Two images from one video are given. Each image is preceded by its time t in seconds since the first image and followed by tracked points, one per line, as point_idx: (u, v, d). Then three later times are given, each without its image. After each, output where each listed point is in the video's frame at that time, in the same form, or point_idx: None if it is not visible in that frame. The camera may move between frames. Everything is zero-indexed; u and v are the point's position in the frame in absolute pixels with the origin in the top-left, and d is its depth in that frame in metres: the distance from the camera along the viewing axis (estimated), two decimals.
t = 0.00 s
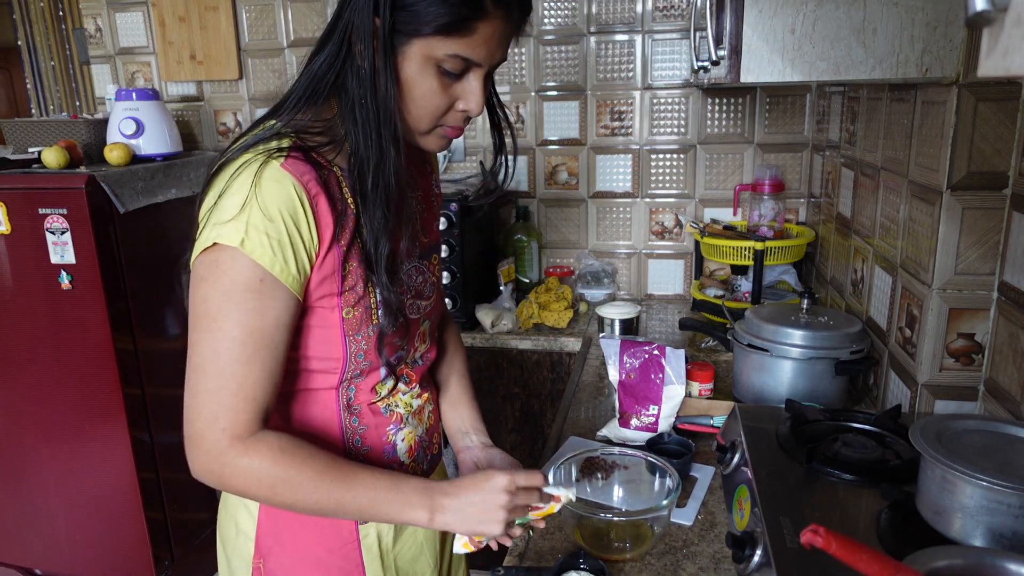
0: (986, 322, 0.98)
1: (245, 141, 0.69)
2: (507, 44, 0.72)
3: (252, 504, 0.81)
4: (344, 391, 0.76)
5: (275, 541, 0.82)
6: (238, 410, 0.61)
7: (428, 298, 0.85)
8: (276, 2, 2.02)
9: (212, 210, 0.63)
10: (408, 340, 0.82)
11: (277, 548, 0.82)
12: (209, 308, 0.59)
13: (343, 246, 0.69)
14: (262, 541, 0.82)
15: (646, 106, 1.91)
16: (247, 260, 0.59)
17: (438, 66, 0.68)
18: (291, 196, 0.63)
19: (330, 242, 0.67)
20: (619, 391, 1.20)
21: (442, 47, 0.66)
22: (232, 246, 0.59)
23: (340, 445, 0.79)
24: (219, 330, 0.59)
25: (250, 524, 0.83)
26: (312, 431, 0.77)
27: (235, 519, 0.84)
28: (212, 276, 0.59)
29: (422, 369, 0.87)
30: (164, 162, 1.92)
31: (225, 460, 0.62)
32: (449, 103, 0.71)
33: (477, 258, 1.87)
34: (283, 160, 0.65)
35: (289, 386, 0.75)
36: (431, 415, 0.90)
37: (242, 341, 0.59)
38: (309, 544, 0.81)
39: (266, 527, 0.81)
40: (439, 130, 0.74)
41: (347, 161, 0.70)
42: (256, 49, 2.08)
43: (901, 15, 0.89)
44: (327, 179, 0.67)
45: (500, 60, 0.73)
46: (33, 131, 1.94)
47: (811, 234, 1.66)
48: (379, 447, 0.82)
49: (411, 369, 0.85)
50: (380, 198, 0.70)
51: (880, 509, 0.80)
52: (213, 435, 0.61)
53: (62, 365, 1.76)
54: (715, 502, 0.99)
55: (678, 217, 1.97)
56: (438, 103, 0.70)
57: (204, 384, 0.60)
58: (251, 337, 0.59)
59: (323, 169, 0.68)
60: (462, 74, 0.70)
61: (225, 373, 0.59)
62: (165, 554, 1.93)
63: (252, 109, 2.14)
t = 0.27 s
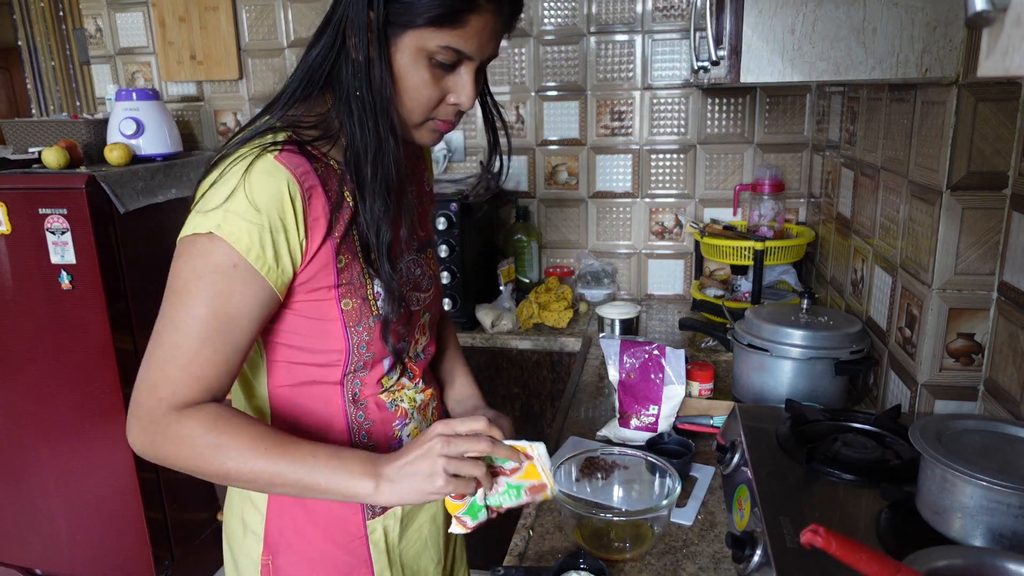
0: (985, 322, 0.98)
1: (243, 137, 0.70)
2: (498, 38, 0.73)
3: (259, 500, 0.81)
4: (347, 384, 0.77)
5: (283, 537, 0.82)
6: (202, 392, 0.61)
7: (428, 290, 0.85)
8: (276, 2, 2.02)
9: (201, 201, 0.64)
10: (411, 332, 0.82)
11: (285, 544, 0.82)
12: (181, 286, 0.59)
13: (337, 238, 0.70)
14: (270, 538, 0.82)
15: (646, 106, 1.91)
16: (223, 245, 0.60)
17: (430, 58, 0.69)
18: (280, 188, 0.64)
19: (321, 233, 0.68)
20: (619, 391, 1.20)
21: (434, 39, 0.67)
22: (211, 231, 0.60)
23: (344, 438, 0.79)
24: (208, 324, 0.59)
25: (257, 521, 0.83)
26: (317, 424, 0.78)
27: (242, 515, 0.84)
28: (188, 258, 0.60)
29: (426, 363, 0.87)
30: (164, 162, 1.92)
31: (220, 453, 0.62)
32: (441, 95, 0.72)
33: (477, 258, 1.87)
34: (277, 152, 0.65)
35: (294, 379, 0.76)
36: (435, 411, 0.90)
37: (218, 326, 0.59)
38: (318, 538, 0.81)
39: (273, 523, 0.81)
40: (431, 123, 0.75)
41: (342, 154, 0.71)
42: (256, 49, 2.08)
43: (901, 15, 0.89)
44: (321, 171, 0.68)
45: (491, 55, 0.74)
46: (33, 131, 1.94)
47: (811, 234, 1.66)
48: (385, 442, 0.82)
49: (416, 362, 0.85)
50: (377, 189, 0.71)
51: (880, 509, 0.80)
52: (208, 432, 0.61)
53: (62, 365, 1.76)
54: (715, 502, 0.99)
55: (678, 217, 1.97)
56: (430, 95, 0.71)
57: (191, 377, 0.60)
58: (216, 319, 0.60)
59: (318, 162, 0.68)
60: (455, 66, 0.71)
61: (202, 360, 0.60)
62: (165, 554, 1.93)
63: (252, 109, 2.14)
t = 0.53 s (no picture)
0: (986, 322, 0.98)
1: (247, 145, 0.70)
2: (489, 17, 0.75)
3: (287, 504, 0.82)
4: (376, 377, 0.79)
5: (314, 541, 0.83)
6: (300, 414, 0.59)
7: (432, 275, 0.86)
8: (276, 2, 2.02)
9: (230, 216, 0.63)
10: (425, 322, 0.85)
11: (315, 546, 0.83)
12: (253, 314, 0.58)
13: (363, 233, 0.70)
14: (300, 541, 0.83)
15: (646, 106, 1.91)
16: (278, 257, 0.59)
17: (430, 38, 0.70)
18: (310, 191, 0.64)
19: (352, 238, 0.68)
20: (619, 391, 1.20)
21: (434, 19, 0.69)
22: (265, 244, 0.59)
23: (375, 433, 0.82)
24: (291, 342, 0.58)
25: (285, 525, 0.83)
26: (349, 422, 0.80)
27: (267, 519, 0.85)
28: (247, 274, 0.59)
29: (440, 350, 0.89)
30: (164, 162, 1.92)
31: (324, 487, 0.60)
32: (439, 76, 0.73)
33: (477, 258, 1.87)
34: (295, 156, 0.66)
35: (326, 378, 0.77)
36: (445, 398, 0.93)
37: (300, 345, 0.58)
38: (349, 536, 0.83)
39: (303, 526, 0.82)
40: (427, 105, 0.76)
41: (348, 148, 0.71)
42: (257, 49, 2.08)
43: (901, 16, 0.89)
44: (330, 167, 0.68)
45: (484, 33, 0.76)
46: (33, 131, 1.94)
47: (811, 234, 1.66)
48: (407, 433, 0.85)
49: (431, 349, 0.87)
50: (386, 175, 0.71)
51: (880, 509, 0.80)
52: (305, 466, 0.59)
53: (62, 365, 1.76)
54: (715, 502, 0.99)
55: (678, 217, 1.97)
56: (430, 75, 0.72)
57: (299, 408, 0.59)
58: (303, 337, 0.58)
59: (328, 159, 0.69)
60: (449, 45, 0.73)
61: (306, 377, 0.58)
62: (165, 554, 1.93)
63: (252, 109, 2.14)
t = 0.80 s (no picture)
0: (986, 322, 0.98)
1: (301, 145, 0.74)
2: None
3: (332, 487, 0.92)
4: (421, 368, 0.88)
5: (356, 522, 0.93)
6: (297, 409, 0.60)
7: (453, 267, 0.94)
8: (275, 2, 2.02)
9: (310, 206, 0.68)
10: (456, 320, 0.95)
11: (358, 526, 0.93)
12: (376, 286, 0.62)
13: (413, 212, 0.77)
14: (343, 522, 0.93)
15: (646, 106, 1.91)
16: (380, 222, 0.64)
17: (461, 27, 0.75)
18: (378, 172, 0.71)
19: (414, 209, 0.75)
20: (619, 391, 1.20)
21: (464, 8, 0.73)
22: (371, 219, 0.64)
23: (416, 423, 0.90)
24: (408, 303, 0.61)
25: (328, 510, 0.93)
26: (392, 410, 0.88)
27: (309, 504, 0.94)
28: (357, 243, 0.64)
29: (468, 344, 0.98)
30: (164, 162, 1.92)
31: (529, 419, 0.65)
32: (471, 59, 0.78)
33: (477, 257, 1.87)
34: (353, 147, 0.72)
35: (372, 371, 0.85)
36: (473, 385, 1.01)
37: (424, 305, 0.61)
38: (387, 516, 0.93)
39: (345, 510, 0.92)
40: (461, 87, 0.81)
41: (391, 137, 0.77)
42: (256, 49, 2.08)
43: (901, 15, 0.89)
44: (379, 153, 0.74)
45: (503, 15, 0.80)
46: (33, 131, 1.94)
47: (811, 234, 1.66)
48: (444, 422, 0.94)
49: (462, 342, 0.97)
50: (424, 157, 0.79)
51: (880, 509, 0.80)
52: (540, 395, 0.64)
53: (62, 365, 1.76)
54: (715, 502, 0.99)
55: (678, 217, 1.97)
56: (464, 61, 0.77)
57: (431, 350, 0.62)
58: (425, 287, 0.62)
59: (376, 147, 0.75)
60: (478, 29, 0.77)
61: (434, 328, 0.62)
62: (165, 554, 1.93)
63: (252, 109, 2.14)
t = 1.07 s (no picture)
0: (986, 322, 0.98)
1: (412, 140, 0.88)
2: None
3: (435, 438, 1.06)
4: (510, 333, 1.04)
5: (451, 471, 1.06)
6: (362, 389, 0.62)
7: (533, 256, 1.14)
8: (275, 2, 2.02)
9: (433, 184, 0.82)
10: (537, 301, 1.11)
11: (455, 471, 1.06)
12: (500, 241, 0.77)
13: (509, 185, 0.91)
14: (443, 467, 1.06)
15: (646, 106, 1.91)
16: (498, 187, 0.79)
17: (533, 26, 0.87)
18: (482, 151, 0.84)
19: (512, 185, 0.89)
20: (619, 391, 1.17)
21: (534, 10, 0.85)
22: (488, 183, 0.79)
23: (507, 379, 1.05)
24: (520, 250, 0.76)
25: (428, 458, 1.06)
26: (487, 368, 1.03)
27: (410, 456, 1.08)
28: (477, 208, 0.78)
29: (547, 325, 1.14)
30: (164, 162, 1.92)
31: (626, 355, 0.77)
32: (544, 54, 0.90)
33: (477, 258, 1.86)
34: (464, 135, 0.86)
35: (471, 334, 1.00)
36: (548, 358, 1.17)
37: (537, 253, 0.75)
38: (480, 460, 1.06)
39: (446, 455, 1.06)
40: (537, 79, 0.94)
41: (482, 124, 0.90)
42: (256, 49, 2.08)
43: (901, 15, 0.89)
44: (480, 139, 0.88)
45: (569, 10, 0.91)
46: (32, 131, 1.94)
47: (811, 234, 1.66)
48: (529, 379, 1.09)
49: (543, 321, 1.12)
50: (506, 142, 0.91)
51: (880, 509, 0.80)
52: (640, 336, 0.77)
53: (62, 364, 1.76)
54: (715, 502, 0.99)
55: (677, 217, 1.97)
56: (537, 56, 0.89)
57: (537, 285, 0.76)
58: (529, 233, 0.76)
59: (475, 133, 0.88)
60: (547, 28, 0.89)
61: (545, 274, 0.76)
62: (165, 554, 1.93)
63: (252, 109, 2.14)
